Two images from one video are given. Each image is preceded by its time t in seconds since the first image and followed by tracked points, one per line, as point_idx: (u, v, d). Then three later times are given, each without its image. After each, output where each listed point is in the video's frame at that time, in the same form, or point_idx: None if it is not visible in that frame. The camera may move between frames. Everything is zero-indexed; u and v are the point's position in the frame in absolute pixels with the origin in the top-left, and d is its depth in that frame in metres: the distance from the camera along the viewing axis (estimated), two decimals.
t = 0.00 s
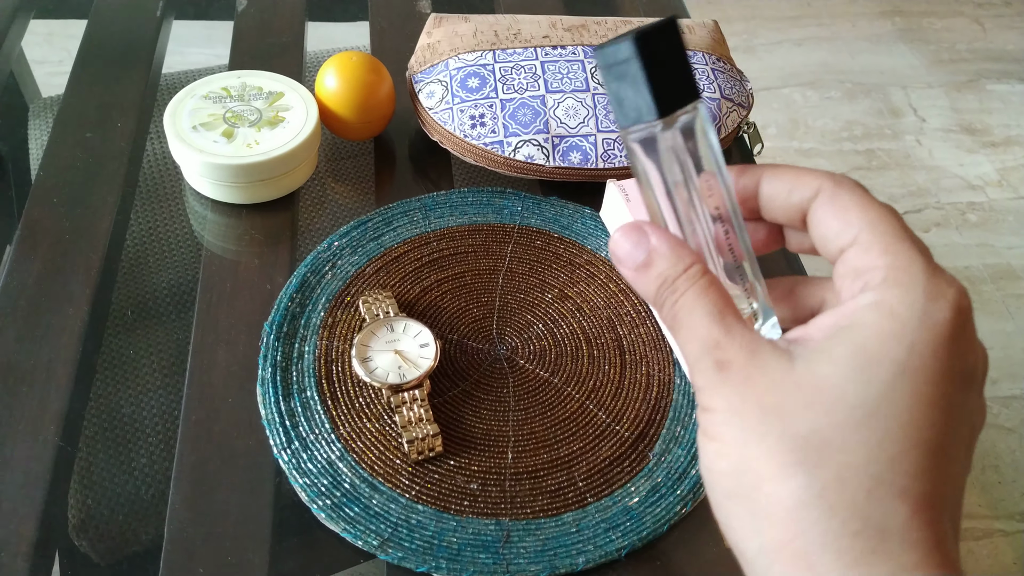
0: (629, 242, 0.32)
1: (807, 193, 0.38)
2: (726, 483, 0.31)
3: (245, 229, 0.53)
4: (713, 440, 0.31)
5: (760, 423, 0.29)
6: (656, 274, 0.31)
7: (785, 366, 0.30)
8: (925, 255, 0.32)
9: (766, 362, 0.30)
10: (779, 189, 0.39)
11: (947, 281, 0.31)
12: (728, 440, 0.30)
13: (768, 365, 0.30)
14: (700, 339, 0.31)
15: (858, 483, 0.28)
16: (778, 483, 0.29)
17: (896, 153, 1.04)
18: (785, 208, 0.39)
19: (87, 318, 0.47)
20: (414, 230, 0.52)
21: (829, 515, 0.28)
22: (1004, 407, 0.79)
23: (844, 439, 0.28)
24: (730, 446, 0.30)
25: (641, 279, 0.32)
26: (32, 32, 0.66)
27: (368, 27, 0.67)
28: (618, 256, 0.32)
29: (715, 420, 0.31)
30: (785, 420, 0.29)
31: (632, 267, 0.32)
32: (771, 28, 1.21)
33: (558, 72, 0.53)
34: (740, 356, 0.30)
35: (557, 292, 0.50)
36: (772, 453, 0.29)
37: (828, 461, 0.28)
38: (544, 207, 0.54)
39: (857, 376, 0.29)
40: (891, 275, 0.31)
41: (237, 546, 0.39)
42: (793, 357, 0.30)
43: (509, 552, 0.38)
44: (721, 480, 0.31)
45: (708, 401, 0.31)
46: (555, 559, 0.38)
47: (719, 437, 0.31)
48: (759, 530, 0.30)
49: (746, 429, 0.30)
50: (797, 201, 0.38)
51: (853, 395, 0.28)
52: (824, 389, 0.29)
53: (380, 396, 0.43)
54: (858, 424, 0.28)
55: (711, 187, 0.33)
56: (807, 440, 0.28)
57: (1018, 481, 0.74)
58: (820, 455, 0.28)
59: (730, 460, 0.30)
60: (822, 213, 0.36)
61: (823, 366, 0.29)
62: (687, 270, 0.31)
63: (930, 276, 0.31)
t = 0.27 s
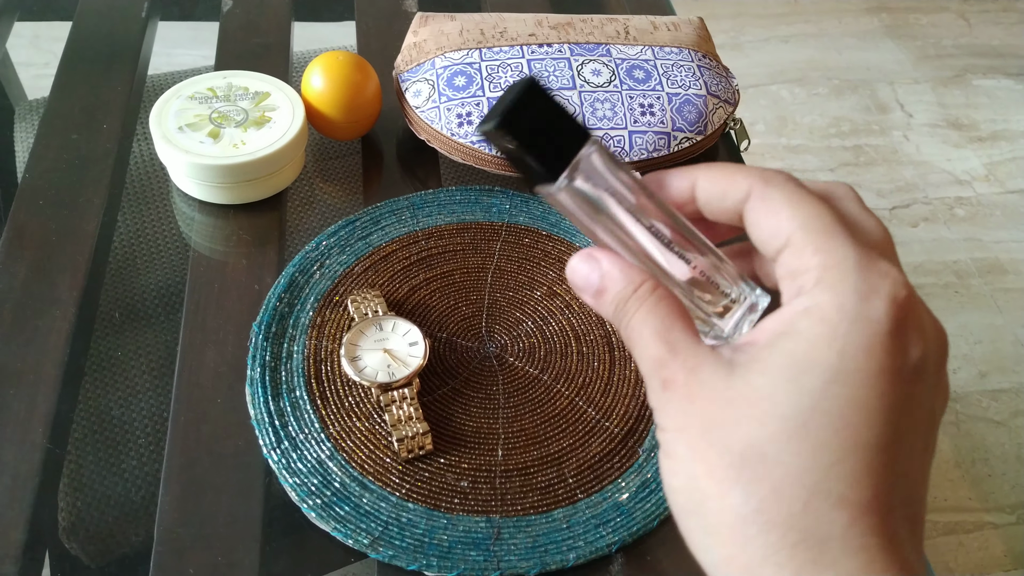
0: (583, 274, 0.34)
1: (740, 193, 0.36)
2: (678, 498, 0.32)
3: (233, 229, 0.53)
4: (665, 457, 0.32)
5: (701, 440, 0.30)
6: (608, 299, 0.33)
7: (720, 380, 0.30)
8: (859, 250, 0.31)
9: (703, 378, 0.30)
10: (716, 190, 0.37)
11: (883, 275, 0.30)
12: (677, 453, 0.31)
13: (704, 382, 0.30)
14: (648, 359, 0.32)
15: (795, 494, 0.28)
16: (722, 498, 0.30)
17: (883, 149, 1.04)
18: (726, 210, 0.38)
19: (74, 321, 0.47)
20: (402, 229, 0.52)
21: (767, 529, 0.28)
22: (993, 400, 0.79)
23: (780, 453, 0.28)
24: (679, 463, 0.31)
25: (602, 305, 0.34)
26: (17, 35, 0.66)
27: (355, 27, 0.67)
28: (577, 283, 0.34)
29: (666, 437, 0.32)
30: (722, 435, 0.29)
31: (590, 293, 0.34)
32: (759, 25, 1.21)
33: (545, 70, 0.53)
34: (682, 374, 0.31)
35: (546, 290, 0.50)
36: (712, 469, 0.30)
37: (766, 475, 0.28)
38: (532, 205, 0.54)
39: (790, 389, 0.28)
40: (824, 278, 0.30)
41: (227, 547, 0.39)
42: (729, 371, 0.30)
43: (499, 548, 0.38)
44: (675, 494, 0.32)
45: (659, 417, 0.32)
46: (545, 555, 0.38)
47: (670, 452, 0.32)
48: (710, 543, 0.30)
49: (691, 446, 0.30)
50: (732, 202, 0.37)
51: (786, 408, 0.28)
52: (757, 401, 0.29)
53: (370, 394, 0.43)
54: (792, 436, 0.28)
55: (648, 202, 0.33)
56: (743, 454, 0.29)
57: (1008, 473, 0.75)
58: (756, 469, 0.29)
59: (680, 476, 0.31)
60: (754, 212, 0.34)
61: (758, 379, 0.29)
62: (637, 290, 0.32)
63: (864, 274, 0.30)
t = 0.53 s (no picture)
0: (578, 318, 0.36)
1: (693, 220, 0.32)
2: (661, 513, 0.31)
3: (233, 231, 0.53)
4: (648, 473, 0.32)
5: (678, 455, 0.30)
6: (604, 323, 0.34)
7: (692, 397, 0.29)
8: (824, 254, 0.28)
9: (678, 394, 0.30)
10: (670, 215, 0.32)
11: (850, 279, 0.28)
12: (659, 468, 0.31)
13: (676, 401, 0.30)
14: (633, 381, 0.32)
15: (766, 507, 0.27)
16: (699, 512, 0.29)
17: (883, 152, 1.04)
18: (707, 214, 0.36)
19: (74, 323, 0.47)
20: (402, 232, 0.52)
21: (743, 543, 0.28)
22: (991, 404, 0.79)
23: (750, 467, 0.28)
24: (660, 480, 0.31)
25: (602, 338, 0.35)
26: (19, 36, 0.66)
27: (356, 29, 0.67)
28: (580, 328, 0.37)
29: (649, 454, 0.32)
30: (698, 451, 0.29)
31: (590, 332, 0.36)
32: (759, 28, 1.21)
33: (546, 72, 0.53)
34: (659, 395, 0.31)
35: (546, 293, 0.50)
36: (688, 484, 0.29)
37: (739, 490, 0.28)
38: (533, 207, 0.55)
39: (757, 403, 0.28)
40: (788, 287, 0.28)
41: (226, 549, 0.39)
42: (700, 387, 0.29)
43: (499, 551, 0.38)
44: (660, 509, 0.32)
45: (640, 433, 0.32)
46: (545, 558, 0.38)
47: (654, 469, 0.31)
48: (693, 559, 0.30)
49: (668, 463, 0.30)
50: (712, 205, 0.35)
51: (752, 422, 0.28)
52: (729, 417, 0.28)
53: (370, 397, 0.43)
54: (761, 447, 0.27)
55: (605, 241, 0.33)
56: (718, 470, 0.28)
57: (1006, 477, 0.75)
58: (728, 484, 0.28)
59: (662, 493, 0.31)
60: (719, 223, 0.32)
61: (729, 396, 0.28)
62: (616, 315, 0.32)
63: (827, 279, 0.28)
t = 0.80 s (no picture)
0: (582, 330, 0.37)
1: (687, 232, 0.31)
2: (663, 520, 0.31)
3: (236, 232, 0.53)
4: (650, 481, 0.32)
5: (677, 461, 0.30)
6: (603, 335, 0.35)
7: (690, 405, 0.29)
8: (819, 259, 0.28)
9: (676, 401, 0.30)
10: (663, 228, 0.32)
11: (846, 283, 0.28)
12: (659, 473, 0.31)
13: (676, 408, 0.30)
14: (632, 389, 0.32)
15: (766, 513, 0.28)
16: (702, 518, 0.29)
17: (884, 154, 1.04)
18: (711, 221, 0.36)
19: (77, 323, 0.47)
20: (405, 233, 0.52)
21: (744, 549, 0.28)
22: (993, 406, 0.79)
23: (750, 474, 0.28)
24: (661, 487, 0.31)
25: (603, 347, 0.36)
26: (19, 36, 0.66)
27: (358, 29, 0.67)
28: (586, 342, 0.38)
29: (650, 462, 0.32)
30: (696, 457, 0.29)
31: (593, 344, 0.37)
32: (761, 30, 1.21)
33: (548, 74, 0.53)
34: (659, 403, 0.31)
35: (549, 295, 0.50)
36: (689, 492, 0.29)
37: (738, 496, 0.28)
38: (535, 209, 0.55)
39: (756, 410, 0.28)
40: (787, 292, 0.28)
41: (229, 550, 0.39)
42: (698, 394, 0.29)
43: (501, 553, 0.38)
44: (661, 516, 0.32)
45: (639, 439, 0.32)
46: (548, 560, 0.38)
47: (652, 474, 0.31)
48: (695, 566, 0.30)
49: (669, 471, 0.30)
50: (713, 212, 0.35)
51: (750, 429, 0.28)
52: (727, 423, 0.28)
53: (372, 398, 0.43)
54: (759, 453, 0.27)
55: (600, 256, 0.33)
56: (717, 475, 0.28)
57: (1008, 479, 0.75)
58: (729, 492, 0.28)
59: (663, 500, 0.31)
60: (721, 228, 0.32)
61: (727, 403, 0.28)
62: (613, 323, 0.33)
63: (823, 285, 0.28)
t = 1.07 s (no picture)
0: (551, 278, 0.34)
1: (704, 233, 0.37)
2: (667, 538, 0.31)
3: (245, 234, 0.53)
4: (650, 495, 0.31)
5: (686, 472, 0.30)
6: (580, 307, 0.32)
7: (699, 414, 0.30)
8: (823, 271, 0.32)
9: (686, 407, 0.30)
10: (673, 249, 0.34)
11: (847, 290, 0.31)
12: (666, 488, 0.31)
13: (686, 410, 0.30)
14: (624, 379, 0.31)
15: (784, 525, 0.28)
16: (711, 535, 0.29)
17: (892, 158, 1.04)
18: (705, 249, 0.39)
19: (86, 324, 0.47)
20: (413, 235, 0.52)
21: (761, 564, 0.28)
22: (1001, 411, 0.79)
23: (765, 481, 0.28)
24: (665, 501, 0.31)
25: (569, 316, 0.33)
26: (29, 37, 0.66)
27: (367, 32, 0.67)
28: (545, 294, 0.34)
29: (649, 470, 0.31)
30: (707, 466, 0.29)
31: (557, 304, 0.33)
32: (769, 33, 1.21)
33: (557, 77, 0.53)
34: (660, 400, 0.31)
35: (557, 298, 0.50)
36: (698, 505, 0.29)
37: (755, 509, 0.28)
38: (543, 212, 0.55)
39: (767, 415, 0.29)
40: (791, 296, 0.31)
41: (236, 552, 0.39)
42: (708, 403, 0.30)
43: (508, 557, 0.38)
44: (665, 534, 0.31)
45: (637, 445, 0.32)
46: (554, 564, 0.38)
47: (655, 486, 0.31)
48: None
49: (673, 481, 0.30)
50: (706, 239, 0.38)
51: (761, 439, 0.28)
52: (736, 430, 0.29)
53: (380, 401, 0.43)
54: (776, 464, 0.28)
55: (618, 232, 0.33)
56: (732, 487, 0.29)
57: (1015, 485, 0.74)
58: (744, 500, 0.28)
59: (668, 515, 0.31)
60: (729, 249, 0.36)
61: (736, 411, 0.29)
62: (609, 303, 0.32)
63: (829, 294, 0.31)
